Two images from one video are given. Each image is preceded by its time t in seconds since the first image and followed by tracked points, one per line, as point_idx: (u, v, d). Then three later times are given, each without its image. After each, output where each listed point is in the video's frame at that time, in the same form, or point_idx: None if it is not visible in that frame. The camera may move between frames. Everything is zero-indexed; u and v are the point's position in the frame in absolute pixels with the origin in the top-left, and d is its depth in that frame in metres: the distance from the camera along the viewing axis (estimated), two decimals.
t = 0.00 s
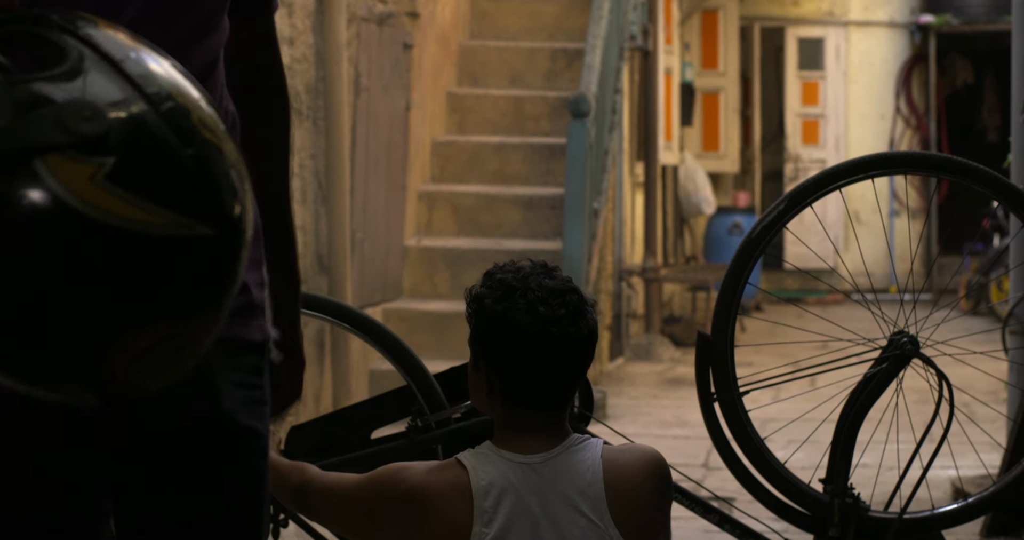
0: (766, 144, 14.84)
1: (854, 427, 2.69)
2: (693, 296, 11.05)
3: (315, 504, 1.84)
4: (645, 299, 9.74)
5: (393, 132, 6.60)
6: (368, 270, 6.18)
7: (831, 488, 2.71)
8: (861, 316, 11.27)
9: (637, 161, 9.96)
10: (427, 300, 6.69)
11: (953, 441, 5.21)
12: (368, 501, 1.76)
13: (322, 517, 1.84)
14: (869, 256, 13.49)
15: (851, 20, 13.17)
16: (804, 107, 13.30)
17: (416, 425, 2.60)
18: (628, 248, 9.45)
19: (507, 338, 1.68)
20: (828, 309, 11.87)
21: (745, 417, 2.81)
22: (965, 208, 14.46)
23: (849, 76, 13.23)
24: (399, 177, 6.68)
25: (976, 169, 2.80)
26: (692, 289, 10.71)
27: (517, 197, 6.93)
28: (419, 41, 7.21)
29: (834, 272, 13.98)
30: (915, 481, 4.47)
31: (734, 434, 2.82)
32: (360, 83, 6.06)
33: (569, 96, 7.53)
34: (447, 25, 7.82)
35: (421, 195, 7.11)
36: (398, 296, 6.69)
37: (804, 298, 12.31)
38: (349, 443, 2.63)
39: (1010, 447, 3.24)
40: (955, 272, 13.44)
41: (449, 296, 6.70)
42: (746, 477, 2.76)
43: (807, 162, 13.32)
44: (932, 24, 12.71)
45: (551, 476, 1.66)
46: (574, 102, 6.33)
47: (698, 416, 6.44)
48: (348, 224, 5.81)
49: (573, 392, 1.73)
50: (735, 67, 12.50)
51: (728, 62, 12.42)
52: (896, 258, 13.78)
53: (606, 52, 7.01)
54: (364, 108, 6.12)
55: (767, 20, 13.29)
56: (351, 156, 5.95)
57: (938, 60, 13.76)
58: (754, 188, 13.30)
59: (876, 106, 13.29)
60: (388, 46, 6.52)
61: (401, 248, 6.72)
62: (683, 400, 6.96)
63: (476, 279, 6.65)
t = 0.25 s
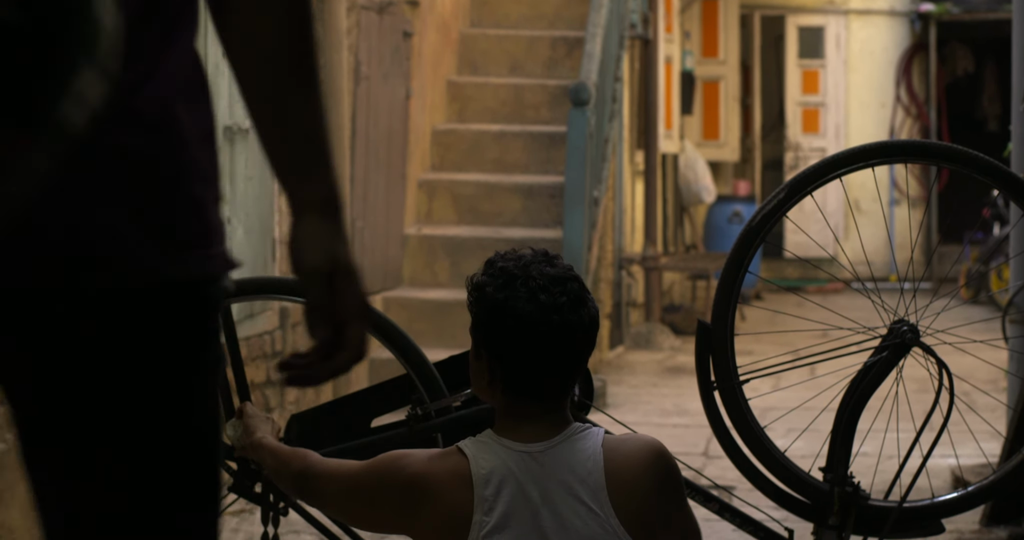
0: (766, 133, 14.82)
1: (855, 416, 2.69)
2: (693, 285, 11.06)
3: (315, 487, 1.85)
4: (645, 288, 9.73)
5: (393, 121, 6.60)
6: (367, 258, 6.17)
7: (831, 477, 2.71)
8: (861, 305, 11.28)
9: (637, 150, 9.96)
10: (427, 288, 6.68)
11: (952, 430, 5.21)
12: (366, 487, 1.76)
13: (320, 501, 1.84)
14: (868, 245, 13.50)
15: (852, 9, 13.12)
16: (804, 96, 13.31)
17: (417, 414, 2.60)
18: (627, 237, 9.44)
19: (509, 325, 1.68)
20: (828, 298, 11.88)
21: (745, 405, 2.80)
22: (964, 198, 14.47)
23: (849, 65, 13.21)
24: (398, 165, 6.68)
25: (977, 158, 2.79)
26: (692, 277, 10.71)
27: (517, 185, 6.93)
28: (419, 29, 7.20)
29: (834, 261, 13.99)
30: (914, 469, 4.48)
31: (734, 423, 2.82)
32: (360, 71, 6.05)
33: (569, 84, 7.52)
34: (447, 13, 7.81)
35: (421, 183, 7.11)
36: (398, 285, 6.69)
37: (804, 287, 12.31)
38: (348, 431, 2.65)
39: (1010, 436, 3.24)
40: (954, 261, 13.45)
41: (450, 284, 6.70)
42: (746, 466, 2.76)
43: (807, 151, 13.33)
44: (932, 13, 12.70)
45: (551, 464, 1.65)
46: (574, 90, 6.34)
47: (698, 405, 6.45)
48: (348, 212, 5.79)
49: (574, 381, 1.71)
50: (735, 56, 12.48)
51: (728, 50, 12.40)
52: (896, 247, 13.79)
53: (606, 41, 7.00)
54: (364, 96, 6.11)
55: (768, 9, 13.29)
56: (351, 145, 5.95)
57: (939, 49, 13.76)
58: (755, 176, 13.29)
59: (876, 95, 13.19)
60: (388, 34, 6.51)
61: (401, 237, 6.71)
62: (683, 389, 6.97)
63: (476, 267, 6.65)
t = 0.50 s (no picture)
0: (766, 122, 14.81)
1: (855, 405, 2.69)
2: (693, 274, 11.06)
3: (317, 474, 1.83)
4: (645, 277, 9.73)
5: (393, 109, 6.58)
6: (368, 246, 6.16)
7: (831, 465, 2.71)
8: (862, 293, 11.30)
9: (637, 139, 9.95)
10: (428, 276, 6.68)
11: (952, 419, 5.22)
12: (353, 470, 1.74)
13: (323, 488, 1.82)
14: (869, 234, 13.51)
15: None
16: (805, 84, 13.25)
17: (417, 402, 2.60)
18: (628, 225, 9.43)
19: (510, 315, 1.62)
20: (828, 286, 11.90)
21: (745, 394, 2.80)
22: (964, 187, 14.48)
23: (850, 54, 13.20)
24: (398, 153, 6.67)
25: (977, 147, 2.78)
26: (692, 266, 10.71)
27: (516, 174, 6.92)
28: (419, 17, 7.18)
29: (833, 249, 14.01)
30: (914, 457, 4.49)
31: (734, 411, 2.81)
32: (360, 59, 6.04)
33: (569, 73, 7.51)
34: (447, 1, 7.80)
35: (421, 171, 7.11)
36: (398, 273, 6.69)
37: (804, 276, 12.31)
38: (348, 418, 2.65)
39: (1010, 425, 3.24)
40: (954, 250, 13.47)
41: (449, 272, 6.70)
42: (746, 455, 2.75)
43: (807, 139, 13.30)
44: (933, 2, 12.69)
45: (552, 454, 1.61)
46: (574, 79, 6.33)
47: (698, 393, 6.45)
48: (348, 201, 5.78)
49: (576, 370, 1.67)
50: (735, 44, 12.46)
51: (728, 39, 12.38)
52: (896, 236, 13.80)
53: (607, 29, 6.98)
54: (364, 85, 6.09)
55: None
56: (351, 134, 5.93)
57: (939, 38, 13.74)
58: (755, 165, 13.29)
59: (877, 84, 13.23)
60: (387, 23, 6.49)
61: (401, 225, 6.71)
62: (683, 378, 6.97)
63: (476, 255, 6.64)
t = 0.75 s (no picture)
0: (766, 108, 14.79)
1: (855, 392, 2.69)
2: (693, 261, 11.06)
3: (318, 464, 1.83)
4: (645, 263, 9.72)
5: (393, 95, 6.57)
6: (368, 233, 6.14)
7: (831, 451, 2.71)
8: (862, 280, 11.29)
9: (637, 125, 9.94)
10: (428, 263, 6.68)
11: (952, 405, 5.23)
12: (357, 456, 1.73)
13: (326, 478, 1.82)
14: (869, 220, 13.51)
15: None
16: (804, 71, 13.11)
17: (417, 388, 2.60)
18: (628, 212, 9.41)
19: (510, 302, 1.61)
20: (829, 273, 11.89)
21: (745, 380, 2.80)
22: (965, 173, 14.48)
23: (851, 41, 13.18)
24: (398, 139, 6.66)
25: (978, 134, 2.77)
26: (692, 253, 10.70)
27: (516, 160, 6.91)
28: (419, 3, 7.16)
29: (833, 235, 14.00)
30: (914, 444, 4.49)
31: (734, 397, 2.81)
32: (360, 46, 6.02)
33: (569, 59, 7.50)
34: None
35: (421, 158, 7.10)
36: (398, 259, 6.68)
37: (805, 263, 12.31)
38: (349, 404, 2.65)
39: (1010, 411, 3.24)
40: (954, 237, 13.47)
41: (449, 258, 6.69)
42: (746, 442, 2.75)
43: (808, 127, 13.21)
44: None
45: (552, 441, 1.60)
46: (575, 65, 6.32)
47: (698, 380, 6.46)
48: (348, 187, 5.77)
49: (577, 356, 1.66)
50: (736, 31, 12.42)
51: (728, 25, 12.34)
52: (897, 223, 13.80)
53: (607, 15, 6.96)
54: (364, 71, 6.07)
55: None
56: (351, 120, 5.92)
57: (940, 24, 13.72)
58: (755, 152, 13.27)
59: (877, 70, 13.32)
60: (387, 8, 6.47)
61: (401, 212, 6.70)
62: (683, 364, 6.97)
63: (476, 241, 6.63)
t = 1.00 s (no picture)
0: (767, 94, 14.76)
1: (855, 377, 2.68)
2: (693, 247, 11.05)
3: (311, 467, 1.80)
4: (645, 249, 9.71)
5: (393, 81, 6.56)
6: (368, 218, 6.13)
7: (831, 437, 2.72)
8: (862, 266, 11.29)
9: (637, 111, 9.93)
10: (427, 248, 6.67)
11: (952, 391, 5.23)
12: (352, 451, 1.71)
13: (323, 481, 1.79)
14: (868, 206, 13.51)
15: None
16: (806, 57, 13.12)
17: (417, 373, 2.57)
18: (628, 197, 9.40)
19: (509, 290, 1.61)
20: (829, 259, 11.88)
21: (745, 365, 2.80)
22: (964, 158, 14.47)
23: (851, 27, 13.16)
24: (398, 124, 6.65)
25: (978, 119, 2.76)
26: (693, 239, 10.69)
27: (516, 146, 6.90)
28: None
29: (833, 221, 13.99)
30: (914, 430, 4.49)
31: (733, 382, 2.81)
32: (360, 31, 6.00)
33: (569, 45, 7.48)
34: None
35: (421, 143, 7.09)
36: (398, 245, 6.68)
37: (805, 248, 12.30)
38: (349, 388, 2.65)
39: (1011, 397, 3.24)
40: (954, 223, 13.47)
41: (449, 244, 6.68)
42: (746, 426, 2.76)
43: (808, 112, 13.12)
44: None
45: (553, 426, 1.59)
46: (575, 50, 6.31)
47: (698, 365, 6.45)
48: (348, 173, 5.75)
49: (577, 341, 1.66)
50: (736, 17, 12.39)
51: (729, 10, 12.31)
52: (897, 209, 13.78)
53: None
54: (364, 56, 6.06)
55: None
56: (352, 106, 5.90)
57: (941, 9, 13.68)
58: (756, 137, 13.25)
59: (878, 56, 13.33)
60: None
61: (401, 197, 6.69)
62: (683, 350, 6.98)
63: (475, 227, 6.63)
